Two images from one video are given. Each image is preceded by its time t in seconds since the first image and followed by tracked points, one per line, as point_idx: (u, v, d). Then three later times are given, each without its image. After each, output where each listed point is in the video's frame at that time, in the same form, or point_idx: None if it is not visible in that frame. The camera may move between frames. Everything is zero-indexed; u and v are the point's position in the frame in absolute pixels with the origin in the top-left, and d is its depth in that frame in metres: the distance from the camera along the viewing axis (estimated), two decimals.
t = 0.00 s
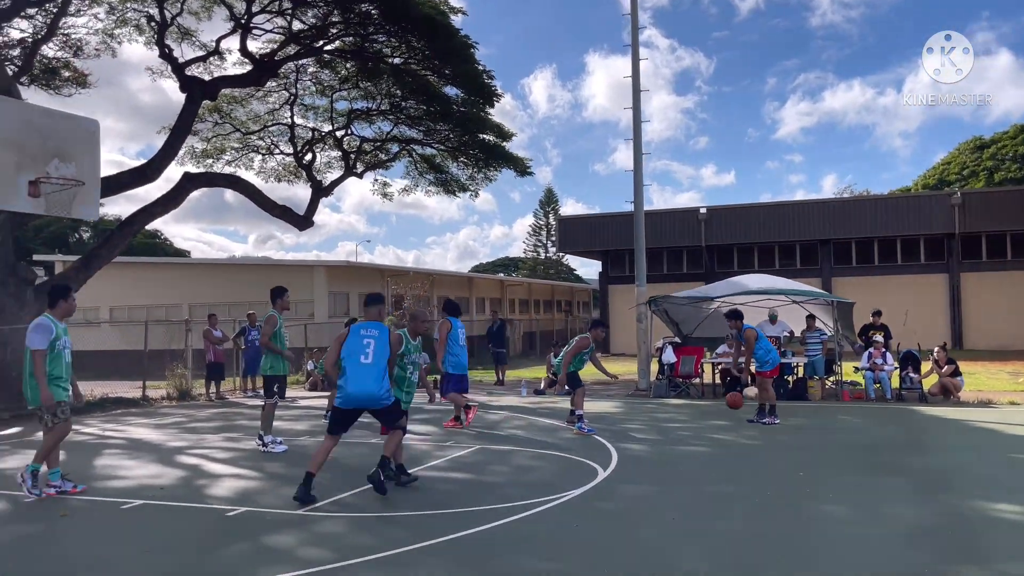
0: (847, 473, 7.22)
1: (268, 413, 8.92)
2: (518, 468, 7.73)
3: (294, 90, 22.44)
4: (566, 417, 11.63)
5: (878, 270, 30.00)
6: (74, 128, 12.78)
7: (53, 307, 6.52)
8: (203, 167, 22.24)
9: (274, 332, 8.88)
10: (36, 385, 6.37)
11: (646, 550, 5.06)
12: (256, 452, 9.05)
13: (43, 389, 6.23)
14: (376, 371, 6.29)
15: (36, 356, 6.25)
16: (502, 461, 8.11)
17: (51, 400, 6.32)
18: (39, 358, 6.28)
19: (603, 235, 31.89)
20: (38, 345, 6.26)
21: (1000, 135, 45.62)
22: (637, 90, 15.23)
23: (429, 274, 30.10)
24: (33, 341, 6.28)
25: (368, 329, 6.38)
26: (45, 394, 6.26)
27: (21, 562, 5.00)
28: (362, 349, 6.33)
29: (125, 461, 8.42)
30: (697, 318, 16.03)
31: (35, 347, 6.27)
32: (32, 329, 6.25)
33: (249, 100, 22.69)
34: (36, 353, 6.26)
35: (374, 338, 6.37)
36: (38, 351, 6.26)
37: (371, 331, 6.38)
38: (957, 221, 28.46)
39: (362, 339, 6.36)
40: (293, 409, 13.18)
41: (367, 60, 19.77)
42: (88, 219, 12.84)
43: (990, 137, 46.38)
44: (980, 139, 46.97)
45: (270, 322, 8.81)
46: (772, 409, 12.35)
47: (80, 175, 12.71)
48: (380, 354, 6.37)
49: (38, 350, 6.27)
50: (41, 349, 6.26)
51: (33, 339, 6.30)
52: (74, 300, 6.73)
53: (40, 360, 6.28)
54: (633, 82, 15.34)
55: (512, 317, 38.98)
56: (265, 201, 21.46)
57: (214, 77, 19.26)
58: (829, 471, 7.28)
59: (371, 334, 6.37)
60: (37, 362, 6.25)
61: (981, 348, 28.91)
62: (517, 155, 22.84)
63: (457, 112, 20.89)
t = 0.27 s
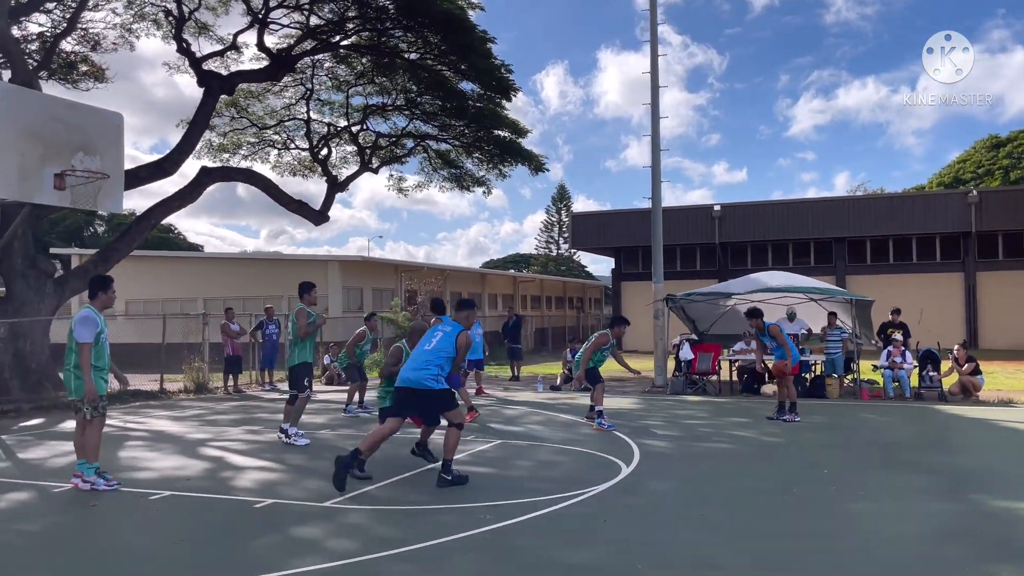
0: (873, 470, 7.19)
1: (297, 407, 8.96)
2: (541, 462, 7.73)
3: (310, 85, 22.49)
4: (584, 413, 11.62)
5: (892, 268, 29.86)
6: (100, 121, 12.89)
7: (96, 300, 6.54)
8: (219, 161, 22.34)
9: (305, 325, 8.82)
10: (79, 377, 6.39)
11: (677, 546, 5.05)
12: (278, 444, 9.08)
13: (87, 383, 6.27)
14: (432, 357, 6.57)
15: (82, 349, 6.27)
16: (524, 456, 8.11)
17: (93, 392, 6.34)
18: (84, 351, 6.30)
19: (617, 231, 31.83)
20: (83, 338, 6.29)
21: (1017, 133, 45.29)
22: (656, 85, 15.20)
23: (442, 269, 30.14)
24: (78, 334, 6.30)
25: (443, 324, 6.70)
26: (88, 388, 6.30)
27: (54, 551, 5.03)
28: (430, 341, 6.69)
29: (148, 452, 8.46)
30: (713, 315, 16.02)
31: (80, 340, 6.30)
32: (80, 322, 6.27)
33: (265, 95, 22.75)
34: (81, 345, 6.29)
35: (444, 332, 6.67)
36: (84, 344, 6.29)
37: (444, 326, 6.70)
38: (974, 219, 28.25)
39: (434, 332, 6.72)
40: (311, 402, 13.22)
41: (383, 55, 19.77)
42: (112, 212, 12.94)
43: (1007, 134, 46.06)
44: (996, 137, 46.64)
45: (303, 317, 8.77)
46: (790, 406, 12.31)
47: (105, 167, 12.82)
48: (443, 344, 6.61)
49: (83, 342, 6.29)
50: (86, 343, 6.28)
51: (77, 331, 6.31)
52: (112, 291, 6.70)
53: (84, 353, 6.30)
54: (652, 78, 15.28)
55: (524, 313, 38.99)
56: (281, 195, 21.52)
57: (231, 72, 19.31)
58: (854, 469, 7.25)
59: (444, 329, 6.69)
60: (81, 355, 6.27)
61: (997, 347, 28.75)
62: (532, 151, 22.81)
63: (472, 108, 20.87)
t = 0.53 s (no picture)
0: (895, 469, 7.10)
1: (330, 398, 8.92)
2: (559, 458, 7.68)
3: (323, 79, 22.45)
4: (599, 409, 11.56)
5: (906, 266, 29.65)
6: (117, 113, 12.87)
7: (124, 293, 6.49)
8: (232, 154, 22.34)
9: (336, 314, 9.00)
10: (105, 370, 6.34)
11: (702, 543, 4.99)
12: (293, 437, 9.05)
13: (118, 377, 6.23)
14: (504, 347, 6.88)
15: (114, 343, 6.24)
16: (542, 451, 8.05)
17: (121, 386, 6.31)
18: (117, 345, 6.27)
19: (628, 226, 31.72)
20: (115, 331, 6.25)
21: None
22: (673, 79, 15.09)
23: (454, 264, 30.11)
24: (110, 327, 6.26)
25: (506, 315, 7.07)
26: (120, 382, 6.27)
27: (74, 544, 5.01)
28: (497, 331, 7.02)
29: (164, 444, 8.44)
30: (727, 311, 15.93)
31: (113, 333, 6.26)
32: (115, 316, 6.23)
33: (278, 88, 22.72)
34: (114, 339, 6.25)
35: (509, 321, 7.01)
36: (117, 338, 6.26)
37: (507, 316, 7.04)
38: (989, 217, 27.95)
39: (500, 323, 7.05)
40: (325, 396, 13.20)
41: (395, 49, 19.70)
42: (128, 203, 12.95)
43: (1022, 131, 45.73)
44: (1011, 134, 46.34)
45: (341, 304, 8.95)
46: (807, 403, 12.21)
47: (122, 159, 12.83)
48: (512, 332, 6.90)
49: (115, 336, 6.26)
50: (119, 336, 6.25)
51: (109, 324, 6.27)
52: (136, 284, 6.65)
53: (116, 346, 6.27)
54: (668, 72, 15.16)
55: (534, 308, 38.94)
56: (293, 189, 21.50)
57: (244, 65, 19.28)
58: (876, 467, 7.17)
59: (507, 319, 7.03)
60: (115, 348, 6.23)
61: (1011, 345, 28.56)
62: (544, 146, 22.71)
63: (485, 102, 20.79)
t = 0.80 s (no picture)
0: (914, 470, 7.00)
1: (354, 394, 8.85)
2: (572, 456, 7.58)
3: (327, 73, 22.32)
4: (607, 407, 11.45)
5: (909, 264, 29.59)
6: (123, 104, 12.74)
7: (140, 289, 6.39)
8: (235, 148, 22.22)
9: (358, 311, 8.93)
10: (114, 365, 6.22)
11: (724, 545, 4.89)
12: (299, 433, 8.94)
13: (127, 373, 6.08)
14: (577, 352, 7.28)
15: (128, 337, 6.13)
16: (554, 450, 7.95)
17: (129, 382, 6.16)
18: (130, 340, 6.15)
19: (631, 223, 31.58)
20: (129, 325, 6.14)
21: None
22: (682, 74, 14.96)
23: (456, 259, 29.99)
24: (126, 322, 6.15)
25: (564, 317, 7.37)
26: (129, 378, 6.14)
27: (83, 542, 4.90)
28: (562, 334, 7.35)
29: (170, 440, 8.34)
30: (735, 308, 15.82)
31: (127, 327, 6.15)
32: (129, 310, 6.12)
33: (282, 81, 22.59)
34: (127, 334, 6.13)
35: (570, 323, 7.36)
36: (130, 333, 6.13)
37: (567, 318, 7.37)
38: (994, 216, 27.74)
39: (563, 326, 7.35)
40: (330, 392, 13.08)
41: (400, 43, 19.57)
42: (133, 196, 12.83)
43: None
44: (1014, 133, 46.22)
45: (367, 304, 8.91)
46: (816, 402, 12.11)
47: (128, 151, 12.71)
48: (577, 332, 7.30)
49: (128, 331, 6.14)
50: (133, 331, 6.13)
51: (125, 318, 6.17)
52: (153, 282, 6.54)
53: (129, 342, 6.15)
54: (677, 67, 15.04)
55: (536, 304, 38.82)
56: (297, 183, 21.37)
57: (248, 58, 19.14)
58: (894, 469, 7.06)
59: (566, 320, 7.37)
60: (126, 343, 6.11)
61: (1015, 345, 28.47)
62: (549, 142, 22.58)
63: (490, 98, 20.66)
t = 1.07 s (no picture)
0: (915, 474, 6.97)
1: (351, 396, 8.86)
2: (571, 461, 7.51)
3: (319, 72, 22.19)
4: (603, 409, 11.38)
5: (900, 267, 29.64)
6: (116, 101, 12.59)
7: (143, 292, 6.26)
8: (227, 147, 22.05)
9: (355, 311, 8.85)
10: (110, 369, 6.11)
11: (732, 551, 4.85)
12: (293, 436, 8.83)
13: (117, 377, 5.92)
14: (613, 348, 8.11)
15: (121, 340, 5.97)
16: (552, 454, 7.88)
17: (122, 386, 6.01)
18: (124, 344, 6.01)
19: (623, 225, 31.54)
20: (125, 328, 6.00)
21: None
22: (677, 76, 14.91)
23: (447, 260, 29.87)
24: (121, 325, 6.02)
25: (598, 315, 8.17)
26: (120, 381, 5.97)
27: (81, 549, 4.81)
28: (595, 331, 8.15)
29: (163, 442, 8.22)
30: (729, 311, 15.79)
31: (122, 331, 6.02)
32: (126, 311, 5.99)
33: (274, 80, 22.44)
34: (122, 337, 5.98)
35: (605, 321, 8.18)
36: (125, 336, 5.98)
37: (601, 315, 8.19)
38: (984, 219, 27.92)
39: (596, 324, 8.15)
40: (322, 393, 12.96)
41: (394, 43, 19.47)
42: (126, 195, 12.68)
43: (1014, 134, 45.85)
44: (1003, 137, 46.44)
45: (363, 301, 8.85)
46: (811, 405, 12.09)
47: (121, 149, 12.55)
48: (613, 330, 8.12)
49: (123, 334, 5.99)
50: (127, 335, 5.96)
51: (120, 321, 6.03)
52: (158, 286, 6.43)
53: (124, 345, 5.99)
54: (673, 69, 14.99)
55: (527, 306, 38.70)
56: (289, 183, 21.23)
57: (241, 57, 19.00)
58: (895, 473, 7.04)
59: (601, 317, 8.17)
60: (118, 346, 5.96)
61: (1004, 347, 28.60)
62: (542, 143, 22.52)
63: (484, 98, 20.59)
